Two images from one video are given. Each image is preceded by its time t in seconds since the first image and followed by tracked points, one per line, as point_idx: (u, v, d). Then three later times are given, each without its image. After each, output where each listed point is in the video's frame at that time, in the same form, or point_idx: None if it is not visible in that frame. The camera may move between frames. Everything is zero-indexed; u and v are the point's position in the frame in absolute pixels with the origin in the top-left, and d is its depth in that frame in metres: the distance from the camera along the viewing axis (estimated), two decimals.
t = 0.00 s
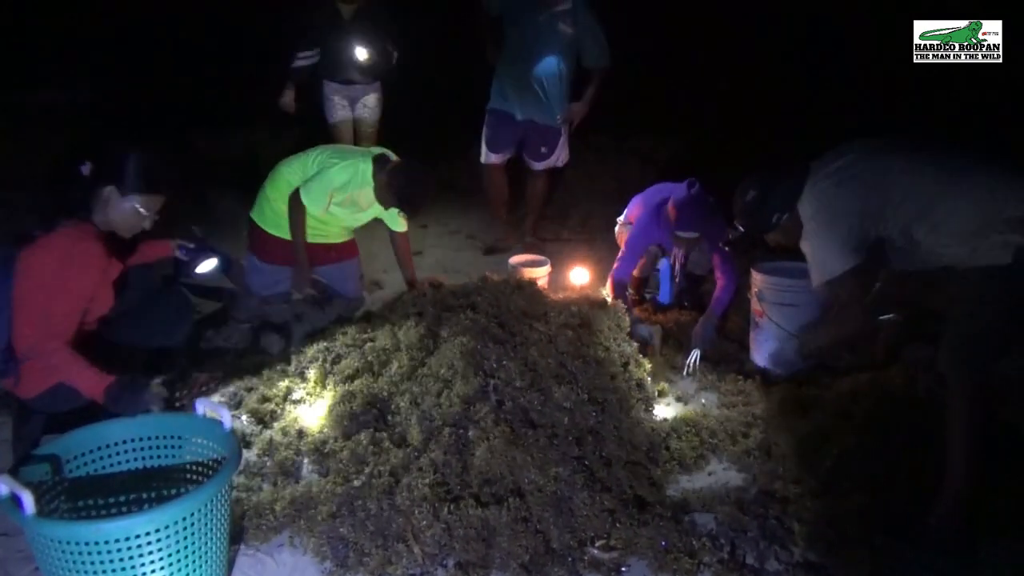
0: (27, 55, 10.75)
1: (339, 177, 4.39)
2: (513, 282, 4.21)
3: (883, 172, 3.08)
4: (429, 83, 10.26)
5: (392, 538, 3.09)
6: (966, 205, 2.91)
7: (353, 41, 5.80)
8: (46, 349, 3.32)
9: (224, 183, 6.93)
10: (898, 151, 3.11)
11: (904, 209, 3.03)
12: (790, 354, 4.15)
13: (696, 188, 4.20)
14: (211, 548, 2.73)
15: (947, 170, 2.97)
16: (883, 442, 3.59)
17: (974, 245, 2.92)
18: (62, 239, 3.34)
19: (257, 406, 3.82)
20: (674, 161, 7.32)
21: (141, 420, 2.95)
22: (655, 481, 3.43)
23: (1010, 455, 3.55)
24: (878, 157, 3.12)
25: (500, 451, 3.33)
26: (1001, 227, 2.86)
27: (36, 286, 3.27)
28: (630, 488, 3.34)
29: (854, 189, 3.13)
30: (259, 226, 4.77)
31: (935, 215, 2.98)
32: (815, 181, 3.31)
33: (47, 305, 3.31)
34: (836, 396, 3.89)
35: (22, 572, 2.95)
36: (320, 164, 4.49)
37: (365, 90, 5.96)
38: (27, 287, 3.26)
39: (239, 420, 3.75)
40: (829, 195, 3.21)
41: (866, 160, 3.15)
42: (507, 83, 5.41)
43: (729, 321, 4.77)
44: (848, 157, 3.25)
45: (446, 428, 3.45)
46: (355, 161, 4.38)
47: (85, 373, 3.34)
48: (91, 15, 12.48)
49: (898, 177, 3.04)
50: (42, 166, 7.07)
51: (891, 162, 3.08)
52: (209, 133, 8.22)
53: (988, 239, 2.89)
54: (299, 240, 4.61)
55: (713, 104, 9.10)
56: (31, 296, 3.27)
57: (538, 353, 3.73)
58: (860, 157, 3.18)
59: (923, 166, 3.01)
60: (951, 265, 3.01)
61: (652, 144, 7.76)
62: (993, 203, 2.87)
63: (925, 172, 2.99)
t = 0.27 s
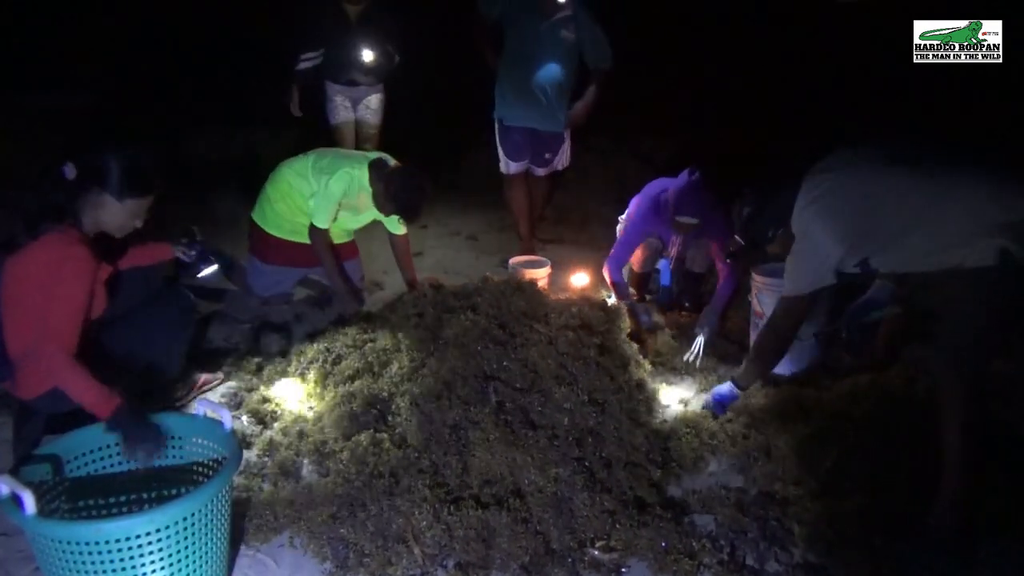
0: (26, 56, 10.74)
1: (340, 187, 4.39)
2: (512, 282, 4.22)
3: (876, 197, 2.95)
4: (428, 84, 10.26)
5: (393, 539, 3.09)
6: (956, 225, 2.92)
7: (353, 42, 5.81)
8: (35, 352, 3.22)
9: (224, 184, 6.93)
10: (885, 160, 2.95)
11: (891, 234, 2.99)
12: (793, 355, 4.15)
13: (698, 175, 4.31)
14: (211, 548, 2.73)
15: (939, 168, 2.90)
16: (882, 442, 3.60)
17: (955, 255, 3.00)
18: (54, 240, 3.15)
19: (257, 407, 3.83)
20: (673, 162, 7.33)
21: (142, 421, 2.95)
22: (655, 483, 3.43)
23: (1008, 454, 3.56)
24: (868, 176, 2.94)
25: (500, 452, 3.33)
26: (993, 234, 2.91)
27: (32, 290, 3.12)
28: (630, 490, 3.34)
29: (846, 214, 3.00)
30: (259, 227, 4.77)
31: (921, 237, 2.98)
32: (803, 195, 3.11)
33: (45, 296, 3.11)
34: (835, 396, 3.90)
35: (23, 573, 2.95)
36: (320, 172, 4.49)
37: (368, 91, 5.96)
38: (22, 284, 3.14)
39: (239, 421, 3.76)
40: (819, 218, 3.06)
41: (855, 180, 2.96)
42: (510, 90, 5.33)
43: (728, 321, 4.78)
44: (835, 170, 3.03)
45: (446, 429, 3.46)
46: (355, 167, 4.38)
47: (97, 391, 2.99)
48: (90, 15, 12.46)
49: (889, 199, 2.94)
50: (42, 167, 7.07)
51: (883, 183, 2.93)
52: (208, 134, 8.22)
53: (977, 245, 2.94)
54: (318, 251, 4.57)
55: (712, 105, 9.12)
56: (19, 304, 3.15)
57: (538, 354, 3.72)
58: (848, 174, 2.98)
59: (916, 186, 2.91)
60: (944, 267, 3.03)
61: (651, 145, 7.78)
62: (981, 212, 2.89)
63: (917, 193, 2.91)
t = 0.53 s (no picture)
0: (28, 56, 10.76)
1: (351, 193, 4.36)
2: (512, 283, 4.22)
3: (876, 199, 2.96)
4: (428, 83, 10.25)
5: (393, 539, 3.10)
6: (954, 226, 2.89)
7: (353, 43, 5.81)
8: (46, 350, 3.38)
9: (225, 184, 6.94)
10: (888, 164, 2.99)
11: (890, 235, 2.98)
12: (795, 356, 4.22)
13: (700, 164, 4.50)
14: (211, 548, 2.74)
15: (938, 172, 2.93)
16: (882, 443, 3.60)
17: (955, 256, 2.92)
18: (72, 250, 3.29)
19: (258, 407, 3.84)
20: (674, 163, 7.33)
21: (142, 421, 2.95)
22: (655, 484, 3.43)
23: (1008, 455, 3.56)
24: (870, 179, 2.98)
25: (501, 452, 3.33)
26: (991, 234, 2.85)
27: (49, 294, 3.27)
28: (630, 491, 3.34)
29: (846, 216, 3.02)
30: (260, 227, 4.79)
31: (920, 238, 2.95)
32: (804, 196, 3.17)
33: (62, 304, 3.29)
34: (836, 397, 3.89)
35: (23, 572, 2.95)
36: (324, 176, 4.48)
37: (366, 89, 5.96)
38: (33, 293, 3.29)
39: (240, 421, 3.77)
40: (818, 218, 3.10)
41: (856, 182, 3.00)
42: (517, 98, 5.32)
43: (728, 322, 4.79)
44: (838, 172, 3.08)
45: (447, 429, 3.45)
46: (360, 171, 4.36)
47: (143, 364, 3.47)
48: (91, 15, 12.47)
49: (890, 203, 2.95)
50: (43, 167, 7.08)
51: (885, 186, 2.95)
52: (209, 134, 8.22)
53: (977, 245, 2.87)
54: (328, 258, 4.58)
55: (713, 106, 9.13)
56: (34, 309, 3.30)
57: (539, 354, 3.72)
58: (850, 176, 3.01)
59: (918, 191, 2.92)
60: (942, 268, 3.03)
61: (652, 146, 7.78)
62: (979, 214, 2.85)
63: (918, 198, 2.92)
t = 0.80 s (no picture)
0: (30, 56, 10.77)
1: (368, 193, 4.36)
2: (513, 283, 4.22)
3: (877, 199, 2.96)
4: (429, 83, 10.24)
5: (392, 540, 3.10)
6: (954, 226, 2.87)
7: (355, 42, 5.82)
8: (65, 339, 3.40)
9: (226, 183, 6.94)
10: (887, 164, 2.98)
11: (889, 235, 2.97)
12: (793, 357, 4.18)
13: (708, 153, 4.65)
14: (211, 547, 2.74)
15: (936, 172, 2.92)
16: (881, 445, 3.60)
17: (953, 256, 2.91)
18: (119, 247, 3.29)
19: (258, 407, 3.84)
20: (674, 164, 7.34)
21: (140, 419, 2.94)
22: (655, 484, 3.43)
23: (1008, 456, 3.56)
24: (870, 178, 2.96)
25: (500, 452, 3.32)
26: (988, 236, 2.83)
27: (89, 288, 3.29)
28: (629, 492, 3.34)
29: (846, 216, 3.02)
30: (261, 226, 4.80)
31: (919, 238, 2.93)
32: (804, 195, 3.16)
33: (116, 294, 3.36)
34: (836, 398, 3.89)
35: (22, 571, 2.95)
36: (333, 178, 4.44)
37: (359, 89, 5.91)
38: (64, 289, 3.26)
39: (241, 421, 3.77)
40: (817, 217, 3.09)
41: (856, 181, 2.99)
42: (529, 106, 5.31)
43: (728, 323, 4.79)
44: (837, 172, 3.06)
45: (446, 430, 3.45)
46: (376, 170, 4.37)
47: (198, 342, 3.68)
48: (94, 14, 12.48)
49: (890, 203, 2.94)
50: (45, 167, 7.09)
51: (885, 186, 2.94)
52: (211, 134, 8.23)
53: (975, 247, 2.87)
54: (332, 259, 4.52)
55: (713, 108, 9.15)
56: (67, 300, 3.29)
57: (539, 355, 3.71)
58: (850, 176, 3.01)
59: (917, 190, 2.90)
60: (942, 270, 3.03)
61: (652, 147, 7.79)
62: (976, 215, 2.84)
63: (918, 198, 2.90)
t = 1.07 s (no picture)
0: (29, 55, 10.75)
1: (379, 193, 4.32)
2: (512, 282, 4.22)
3: (877, 201, 2.99)
4: (430, 82, 10.24)
5: (391, 539, 3.10)
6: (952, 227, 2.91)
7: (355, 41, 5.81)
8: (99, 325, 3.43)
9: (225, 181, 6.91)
10: (887, 165, 2.99)
11: (888, 236, 3.02)
12: (792, 356, 4.18)
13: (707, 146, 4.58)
14: (210, 546, 2.73)
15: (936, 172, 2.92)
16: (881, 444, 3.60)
17: (953, 256, 2.95)
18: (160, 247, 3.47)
19: (258, 406, 3.84)
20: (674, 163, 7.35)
21: (139, 418, 2.94)
22: (654, 483, 3.43)
23: (1007, 456, 3.55)
24: (871, 180, 2.98)
25: (500, 451, 3.32)
26: (986, 236, 2.86)
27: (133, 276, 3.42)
28: (629, 491, 3.34)
29: (847, 216, 3.06)
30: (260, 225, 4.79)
31: (917, 238, 2.98)
32: (804, 194, 3.18)
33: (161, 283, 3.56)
34: (835, 397, 3.89)
35: (21, 571, 2.94)
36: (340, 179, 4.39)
37: (343, 89, 5.88)
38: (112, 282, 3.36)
39: (239, 421, 3.77)
40: (818, 217, 3.13)
41: (858, 186, 3.00)
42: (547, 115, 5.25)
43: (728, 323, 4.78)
44: (838, 175, 3.07)
45: (446, 429, 3.45)
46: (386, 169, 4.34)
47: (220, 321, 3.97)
48: (93, 14, 12.46)
49: (890, 203, 2.97)
50: (44, 167, 7.08)
51: (885, 188, 2.96)
52: (211, 134, 8.22)
53: (973, 246, 2.89)
54: (334, 255, 4.48)
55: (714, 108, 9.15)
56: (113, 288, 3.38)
57: (539, 354, 3.72)
58: (851, 176, 3.02)
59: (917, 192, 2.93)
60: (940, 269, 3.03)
61: (653, 147, 7.79)
62: (975, 216, 2.86)
63: (918, 199, 2.93)
